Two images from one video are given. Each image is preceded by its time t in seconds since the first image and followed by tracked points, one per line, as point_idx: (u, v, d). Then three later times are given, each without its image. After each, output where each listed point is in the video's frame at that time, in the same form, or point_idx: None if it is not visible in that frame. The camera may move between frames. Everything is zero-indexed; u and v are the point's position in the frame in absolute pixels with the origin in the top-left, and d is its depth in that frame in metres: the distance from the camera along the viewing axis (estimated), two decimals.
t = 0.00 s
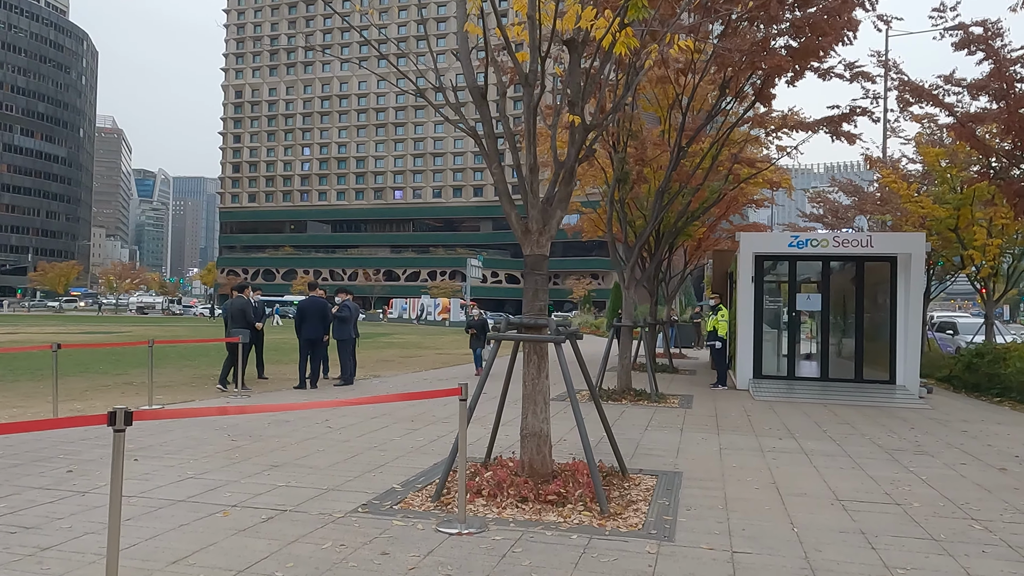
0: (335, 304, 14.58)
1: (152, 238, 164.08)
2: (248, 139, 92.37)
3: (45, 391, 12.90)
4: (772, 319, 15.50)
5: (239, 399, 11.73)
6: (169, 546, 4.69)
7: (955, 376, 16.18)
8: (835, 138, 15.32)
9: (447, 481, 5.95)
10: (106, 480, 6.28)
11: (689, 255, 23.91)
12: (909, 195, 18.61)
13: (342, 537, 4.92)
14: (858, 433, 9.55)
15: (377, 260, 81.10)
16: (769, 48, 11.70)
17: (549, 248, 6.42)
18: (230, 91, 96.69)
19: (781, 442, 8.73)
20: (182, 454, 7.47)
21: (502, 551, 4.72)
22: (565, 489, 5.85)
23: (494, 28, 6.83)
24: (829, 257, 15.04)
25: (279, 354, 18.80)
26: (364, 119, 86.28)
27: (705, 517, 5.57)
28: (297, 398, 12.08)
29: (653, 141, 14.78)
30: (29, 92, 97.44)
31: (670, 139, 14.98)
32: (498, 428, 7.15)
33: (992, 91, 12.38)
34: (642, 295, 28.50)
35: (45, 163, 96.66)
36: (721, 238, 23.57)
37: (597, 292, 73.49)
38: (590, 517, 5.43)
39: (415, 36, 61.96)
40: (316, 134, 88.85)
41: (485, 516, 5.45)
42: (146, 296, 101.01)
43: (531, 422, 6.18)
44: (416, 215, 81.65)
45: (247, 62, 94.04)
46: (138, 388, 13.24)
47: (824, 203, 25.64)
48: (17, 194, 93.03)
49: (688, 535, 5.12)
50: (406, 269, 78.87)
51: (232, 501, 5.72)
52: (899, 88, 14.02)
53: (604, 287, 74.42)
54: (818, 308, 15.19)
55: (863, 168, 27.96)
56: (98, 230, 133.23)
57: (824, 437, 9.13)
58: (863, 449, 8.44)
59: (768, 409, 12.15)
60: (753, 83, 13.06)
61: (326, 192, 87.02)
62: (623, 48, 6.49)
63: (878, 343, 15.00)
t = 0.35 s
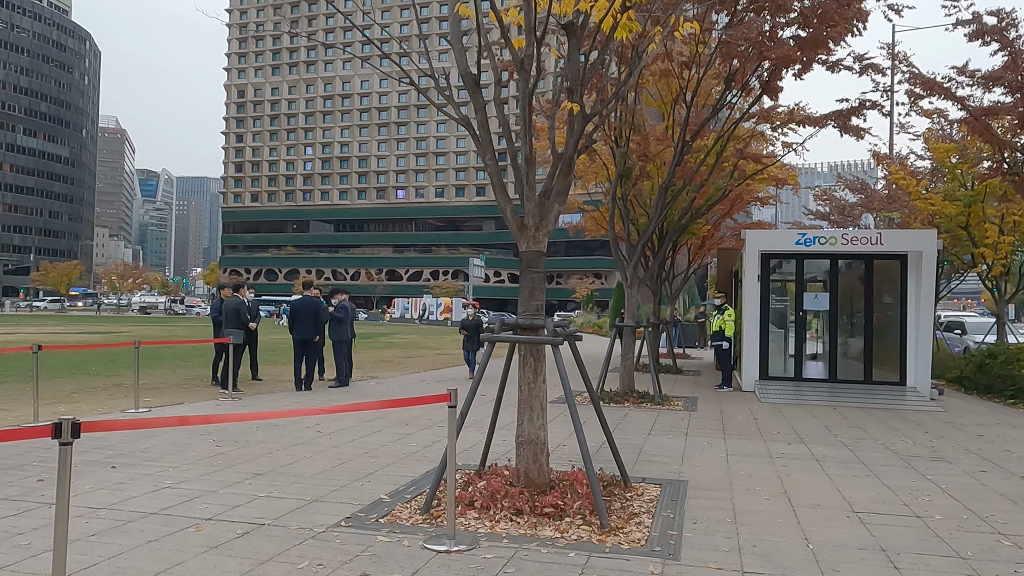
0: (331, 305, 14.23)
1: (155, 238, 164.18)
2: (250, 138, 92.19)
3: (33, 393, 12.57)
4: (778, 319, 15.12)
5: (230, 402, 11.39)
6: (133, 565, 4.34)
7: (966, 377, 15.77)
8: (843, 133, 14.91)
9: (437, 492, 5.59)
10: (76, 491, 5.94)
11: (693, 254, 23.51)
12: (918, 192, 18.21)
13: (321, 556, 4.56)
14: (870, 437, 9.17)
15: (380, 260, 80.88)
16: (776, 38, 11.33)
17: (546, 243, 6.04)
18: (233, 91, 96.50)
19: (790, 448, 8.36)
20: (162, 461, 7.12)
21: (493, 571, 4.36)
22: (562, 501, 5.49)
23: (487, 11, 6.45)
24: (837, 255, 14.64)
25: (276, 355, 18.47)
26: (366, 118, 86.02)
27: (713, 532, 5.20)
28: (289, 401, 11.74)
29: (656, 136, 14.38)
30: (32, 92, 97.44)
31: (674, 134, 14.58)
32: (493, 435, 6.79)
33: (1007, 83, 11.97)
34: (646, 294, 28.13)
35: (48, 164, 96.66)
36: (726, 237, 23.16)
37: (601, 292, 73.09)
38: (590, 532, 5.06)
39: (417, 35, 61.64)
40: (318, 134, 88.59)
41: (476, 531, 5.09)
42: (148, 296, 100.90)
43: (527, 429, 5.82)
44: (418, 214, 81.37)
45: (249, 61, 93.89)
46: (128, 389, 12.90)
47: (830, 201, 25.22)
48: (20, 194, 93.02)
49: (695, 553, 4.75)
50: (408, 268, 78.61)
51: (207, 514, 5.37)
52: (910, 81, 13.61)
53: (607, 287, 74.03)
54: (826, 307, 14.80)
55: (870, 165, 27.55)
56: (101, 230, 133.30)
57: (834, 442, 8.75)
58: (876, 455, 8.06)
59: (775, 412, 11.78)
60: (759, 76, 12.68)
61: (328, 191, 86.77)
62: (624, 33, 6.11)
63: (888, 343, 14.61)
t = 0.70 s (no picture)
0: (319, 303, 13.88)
1: (154, 239, 163.94)
2: (249, 138, 91.88)
3: (12, 394, 12.22)
4: (778, 319, 14.77)
5: (213, 404, 11.05)
6: None
7: (971, 379, 15.42)
8: (845, 129, 14.57)
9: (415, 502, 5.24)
10: (33, 500, 5.59)
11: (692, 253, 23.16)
12: (920, 189, 17.87)
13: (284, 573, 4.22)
14: (875, 441, 8.82)
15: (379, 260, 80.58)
16: (776, 28, 10.99)
17: (534, 237, 5.69)
18: (232, 91, 96.20)
19: (791, 452, 8.01)
20: (131, 467, 6.77)
21: None
22: (549, 511, 5.14)
23: None
24: (839, 253, 14.30)
25: (267, 356, 18.12)
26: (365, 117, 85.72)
27: (709, 546, 4.86)
28: (275, 403, 11.39)
29: (654, 132, 14.05)
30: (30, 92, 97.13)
31: (673, 130, 14.24)
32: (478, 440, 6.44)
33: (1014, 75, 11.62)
34: (644, 294, 27.80)
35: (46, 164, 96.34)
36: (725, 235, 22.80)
37: (601, 292, 72.76)
38: (577, 546, 4.71)
39: (417, 34, 61.36)
40: (317, 134, 88.29)
41: (456, 545, 4.74)
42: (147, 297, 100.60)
43: (512, 435, 5.48)
44: (417, 214, 81.04)
45: (248, 61, 93.58)
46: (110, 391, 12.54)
47: (831, 199, 24.87)
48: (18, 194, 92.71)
49: (689, 570, 4.41)
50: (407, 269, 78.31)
51: (168, 526, 5.02)
52: (914, 74, 13.27)
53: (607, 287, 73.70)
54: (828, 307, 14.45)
55: (872, 164, 27.22)
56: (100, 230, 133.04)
57: (837, 446, 8.40)
58: (881, 460, 7.72)
59: (776, 414, 11.43)
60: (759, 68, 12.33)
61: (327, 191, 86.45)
62: (616, 15, 5.78)
63: (891, 343, 14.26)
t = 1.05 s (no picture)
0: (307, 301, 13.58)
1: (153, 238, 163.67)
2: (247, 137, 91.55)
3: None
4: (778, 319, 14.48)
5: (198, 406, 10.75)
6: None
7: (973, 379, 15.14)
8: (845, 125, 14.27)
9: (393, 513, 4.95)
10: None
11: (691, 252, 22.89)
12: (922, 187, 17.58)
13: None
14: (877, 445, 8.54)
15: (377, 259, 80.34)
16: (775, 19, 10.69)
17: (520, 233, 5.39)
18: (230, 90, 95.88)
19: (791, 458, 7.71)
20: (101, 474, 6.48)
21: None
22: (535, 523, 4.85)
23: None
24: (839, 251, 14.01)
25: (258, 356, 17.84)
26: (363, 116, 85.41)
27: (705, 560, 4.58)
28: (262, 405, 11.11)
29: (651, 127, 13.75)
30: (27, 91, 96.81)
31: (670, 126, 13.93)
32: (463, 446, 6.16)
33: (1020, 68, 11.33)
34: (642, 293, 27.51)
35: (44, 163, 96.02)
36: (724, 234, 22.50)
37: (600, 291, 72.44)
38: (563, 563, 4.42)
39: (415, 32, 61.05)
40: (315, 132, 87.95)
41: (433, 561, 4.45)
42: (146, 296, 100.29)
43: (497, 442, 5.19)
44: (415, 213, 80.75)
45: (246, 60, 93.26)
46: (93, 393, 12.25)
47: (832, 197, 24.58)
48: (16, 193, 92.34)
49: None
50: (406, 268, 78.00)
51: (129, 539, 4.73)
52: (916, 68, 12.96)
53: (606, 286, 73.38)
54: (828, 306, 14.15)
55: (872, 161, 26.92)
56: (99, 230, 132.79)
57: (839, 451, 8.12)
58: (885, 465, 7.43)
59: (775, 416, 11.14)
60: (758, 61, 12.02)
61: (326, 190, 86.15)
62: (608, 0, 5.48)
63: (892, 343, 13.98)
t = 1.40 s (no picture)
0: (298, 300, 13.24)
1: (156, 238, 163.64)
2: (249, 136, 91.34)
3: None
4: (782, 317, 14.09)
5: (183, 409, 10.40)
6: None
7: (983, 379, 14.74)
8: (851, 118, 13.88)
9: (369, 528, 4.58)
10: None
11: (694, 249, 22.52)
12: (929, 182, 17.17)
13: None
14: (888, 449, 8.15)
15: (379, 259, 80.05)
16: (779, 5, 10.30)
17: (507, 225, 5.02)
18: (231, 89, 95.67)
19: (799, 463, 7.33)
20: (67, 481, 6.13)
21: None
22: (521, 538, 4.48)
23: None
24: (845, 247, 13.61)
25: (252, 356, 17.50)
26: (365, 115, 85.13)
27: None
28: (250, 407, 10.76)
29: (651, 121, 13.37)
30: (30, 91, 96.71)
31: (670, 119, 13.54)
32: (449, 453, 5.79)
33: None
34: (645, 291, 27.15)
35: (46, 163, 95.94)
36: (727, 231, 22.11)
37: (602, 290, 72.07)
38: None
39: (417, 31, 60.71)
40: (316, 132, 87.67)
41: None
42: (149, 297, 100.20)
43: (482, 449, 4.83)
44: (417, 212, 80.45)
45: (248, 59, 93.05)
46: (77, 394, 11.92)
47: (836, 193, 24.20)
48: (19, 193, 92.27)
49: None
50: (408, 268, 77.69)
51: (82, 556, 4.37)
52: (924, 58, 12.55)
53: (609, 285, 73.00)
54: (834, 304, 13.75)
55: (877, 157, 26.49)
56: (101, 230, 132.74)
57: (848, 455, 7.73)
58: (898, 471, 7.03)
59: (780, 417, 10.75)
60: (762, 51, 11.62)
61: (327, 189, 85.90)
62: None
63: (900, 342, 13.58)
